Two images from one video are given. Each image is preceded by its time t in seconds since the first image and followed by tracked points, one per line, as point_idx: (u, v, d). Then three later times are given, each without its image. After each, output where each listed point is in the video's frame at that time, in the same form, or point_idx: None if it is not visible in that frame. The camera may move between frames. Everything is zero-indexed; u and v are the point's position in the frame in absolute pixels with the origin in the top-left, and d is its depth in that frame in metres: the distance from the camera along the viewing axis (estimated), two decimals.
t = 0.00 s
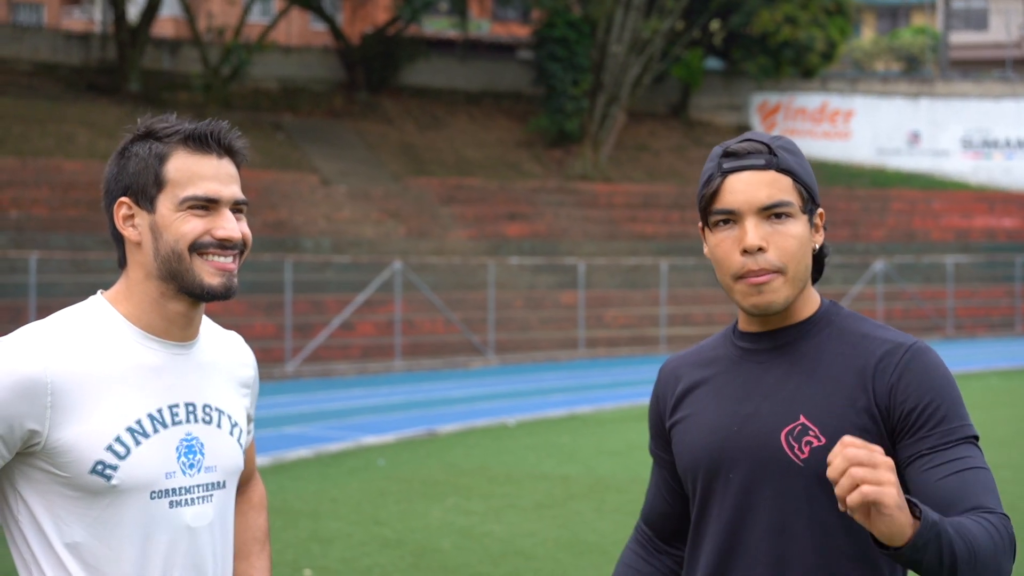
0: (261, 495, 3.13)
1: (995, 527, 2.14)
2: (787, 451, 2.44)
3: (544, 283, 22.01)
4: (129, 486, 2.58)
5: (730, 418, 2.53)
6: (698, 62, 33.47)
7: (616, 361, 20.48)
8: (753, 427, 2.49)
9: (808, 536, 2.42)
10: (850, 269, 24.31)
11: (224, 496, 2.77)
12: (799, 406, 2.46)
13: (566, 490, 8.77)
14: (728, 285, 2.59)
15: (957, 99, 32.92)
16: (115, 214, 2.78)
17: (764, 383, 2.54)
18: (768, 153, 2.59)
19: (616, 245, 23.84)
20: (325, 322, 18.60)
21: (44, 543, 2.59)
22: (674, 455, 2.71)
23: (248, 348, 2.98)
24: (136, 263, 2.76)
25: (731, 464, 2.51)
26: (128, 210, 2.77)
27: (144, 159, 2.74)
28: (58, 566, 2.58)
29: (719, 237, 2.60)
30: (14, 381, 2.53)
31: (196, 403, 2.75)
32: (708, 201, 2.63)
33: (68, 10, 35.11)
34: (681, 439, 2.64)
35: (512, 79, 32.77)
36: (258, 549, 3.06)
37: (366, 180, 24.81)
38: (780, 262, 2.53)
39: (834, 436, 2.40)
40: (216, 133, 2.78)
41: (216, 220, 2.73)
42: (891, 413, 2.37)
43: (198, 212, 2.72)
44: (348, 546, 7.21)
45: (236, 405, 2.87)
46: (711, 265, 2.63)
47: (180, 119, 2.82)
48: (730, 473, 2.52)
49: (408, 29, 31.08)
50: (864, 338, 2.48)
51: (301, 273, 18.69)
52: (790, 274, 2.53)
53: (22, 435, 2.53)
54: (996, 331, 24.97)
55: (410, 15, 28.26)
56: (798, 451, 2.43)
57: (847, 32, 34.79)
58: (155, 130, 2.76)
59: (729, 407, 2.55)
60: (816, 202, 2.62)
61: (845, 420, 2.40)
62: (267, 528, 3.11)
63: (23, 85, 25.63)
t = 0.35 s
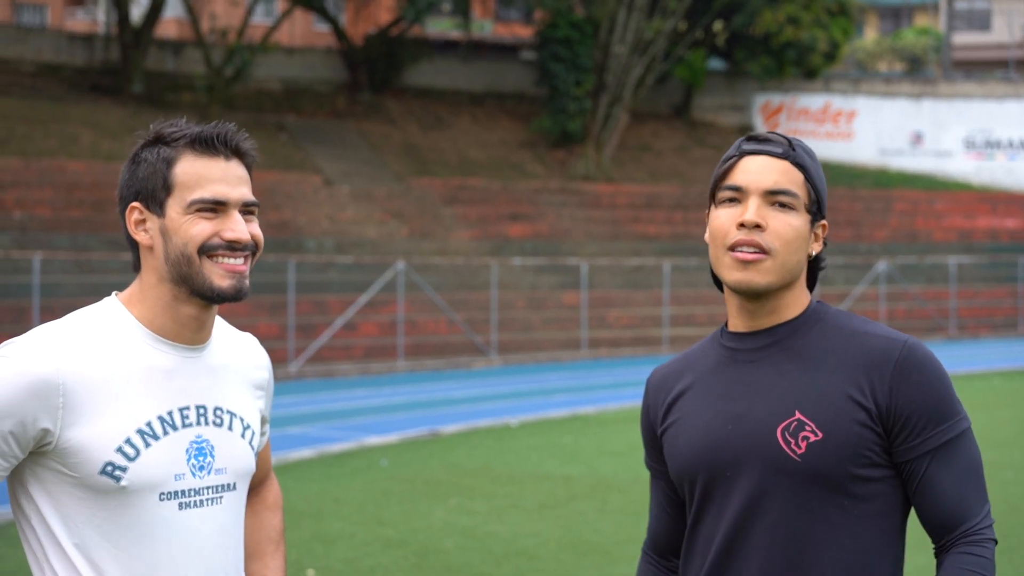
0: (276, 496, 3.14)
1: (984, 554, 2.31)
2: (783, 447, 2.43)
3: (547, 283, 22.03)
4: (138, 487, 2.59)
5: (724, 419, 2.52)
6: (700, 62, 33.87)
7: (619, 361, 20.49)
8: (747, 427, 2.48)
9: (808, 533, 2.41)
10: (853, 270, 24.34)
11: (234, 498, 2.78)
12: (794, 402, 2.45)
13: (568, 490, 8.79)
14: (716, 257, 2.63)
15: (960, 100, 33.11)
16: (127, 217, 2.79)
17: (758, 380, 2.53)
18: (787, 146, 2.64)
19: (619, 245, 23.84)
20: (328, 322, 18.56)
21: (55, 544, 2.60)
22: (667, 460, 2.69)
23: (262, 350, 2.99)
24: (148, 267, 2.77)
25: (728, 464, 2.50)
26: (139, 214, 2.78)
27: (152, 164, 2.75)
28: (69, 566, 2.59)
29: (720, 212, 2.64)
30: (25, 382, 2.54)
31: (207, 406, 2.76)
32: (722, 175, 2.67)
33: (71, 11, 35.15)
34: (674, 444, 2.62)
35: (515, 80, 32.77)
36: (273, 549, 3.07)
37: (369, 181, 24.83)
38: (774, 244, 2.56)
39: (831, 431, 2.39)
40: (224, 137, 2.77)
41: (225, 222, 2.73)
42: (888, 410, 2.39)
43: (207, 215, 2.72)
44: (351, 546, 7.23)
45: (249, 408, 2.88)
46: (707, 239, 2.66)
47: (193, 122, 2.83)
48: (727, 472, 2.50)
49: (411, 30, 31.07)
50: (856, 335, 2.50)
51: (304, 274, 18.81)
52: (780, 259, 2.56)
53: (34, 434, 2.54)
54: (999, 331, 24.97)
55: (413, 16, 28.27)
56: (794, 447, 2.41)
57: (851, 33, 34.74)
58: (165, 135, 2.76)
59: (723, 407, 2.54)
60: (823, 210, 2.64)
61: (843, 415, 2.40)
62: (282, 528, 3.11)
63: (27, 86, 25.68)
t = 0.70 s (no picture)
0: (288, 496, 3.15)
1: (982, 555, 2.29)
2: (794, 447, 2.39)
3: (548, 283, 22.03)
4: (149, 483, 2.60)
5: (733, 416, 2.47)
6: (701, 61, 33.72)
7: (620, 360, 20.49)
8: (758, 424, 2.43)
9: (812, 532, 2.38)
10: (854, 269, 24.37)
11: (245, 495, 2.78)
12: (806, 404, 2.41)
13: (570, 490, 8.78)
14: (736, 273, 2.55)
15: (961, 99, 33.13)
16: (135, 219, 2.80)
17: (769, 381, 2.48)
18: (806, 156, 2.55)
19: (620, 245, 23.85)
20: (330, 322, 18.56)
21: (63, 540, 2.60)
22: (667, 455, 2.63)
23: (274, 350, 2.99)
24: (157, 267, 2.77)
25: (734, 461, 2.45)
26: (147, 215, 2.78)
27: (160, 167, 2.76)
28: (77, 563, 2.59)
29: (738, 225, 2.56)
30: (36, 378, 2.55)
31: (218, 403, 2.76)
32: (738, 187, 2.58)
33: (72, 11, 35.14)
34: (677, 439, 2.56)
35: (516, 80, 32.76)
36: (283, 549, 3.07)
37: (370, 181, 24.84)
38: (794, 260, 2.49)
39: (843, 434, 2.36)
40: (232, 137, 2.77)
41: (231, 222, 2.73)
42: (898, 415, 2.37)
43: (213, 216, 2.73)
44: (353, 545, 7.23)
45: (262, 406, 2.88)
46: (724, 250, 2.59)
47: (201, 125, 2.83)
48: (732, 470, 2.45)
49: (412, 30, 31.05)
50: (866, 340, 2.47)
51: (305, 274, 18.82)
52: (801, 274, 2.50)
53: (46, 430, 2.55)
54: (1000, 331, 24.96)
55: (414, 16, 28.28)
56: (805, 447, 2.38)
57: (851, 33, 34.70)
58: (172, 136, 2.76)
59: (731, 404, 2.49)
60: (840, 218, 2.58)
61: (856, 418, 2.37)
62: (293, 528, 3.11)
63: (28, 86, 25.72)
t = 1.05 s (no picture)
0: (298, 494, 3.17)
1: (988, 560, 2.32)
2: (805, 453, 2.40)
3: (548, 283, 22.05)
4: (158, 479, 2.62)
5: (744, 421, 2.48)
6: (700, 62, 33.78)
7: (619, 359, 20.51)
8: (767, 430, 2.45)
9: (821, 537, 2.39)
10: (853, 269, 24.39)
11: (253, 492, 2.79)
12: (817, 410, 2.42)
13: (570, 489, 8.80)
14: (742, 287, 2.57)
15: (960, 99, 33.26)
16: (141, 219, 2.81)
17: (779, 385, 2.49)
18: (805, 165, 2.55)
19: (619, 245, 23.86)
20: (329, 322, 18.57)
21: (73, 538, 2.62)
22: (677, 456, 2.65)
23: (282, 347, 3.01)
24: (163, 266, 2.79)
25: (744, 465, 2.46)
26: (152, 215, 2.80)
27: (164, 166, 2.77)
28: (88, 561, 2.60)
29: (743, 237, 2.57)
30: (43, 377, 2.56)
31: (226, 400, 2.77)
32: (738, 201, 2.59)
33: (72, 11, 35.14)
34: (686, 442, 2.58)
35: (516, 80, 32.73)
36: (292, 546, 3.08)
37: (370, 180, 24.85)
38: (800, 271, 2.51)
39: (853, 440, 2.38)
40: (235, 135, 2.79)
41: (235, 220, 2.74)
42: (907, 421, 2.38)
43: (216, 213, 2.74)
44: (353, 545, 7.25)
45: (270, 403, 2.89)
46: (730, 261, 2.60)
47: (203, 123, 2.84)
48: (742, 474, 2.47)
49: (411, 30, 31.04)
50: (875, 345, 2.48)
51: (305, 274, 18.83)
52: (807, 284, 2.51)
53: (55, 429, 2.56)
54: (998, 331, 24.99)
55: (414, 15, 28.25)
56: (817, 453, 2.39)
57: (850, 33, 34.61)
58: (175, 135, 2.78)
59: (742, 409, 2.50)
60: (840, 218, 2.59)
61: (866, 425, 2.38)
62: (302, 526, 3.13)
63: (28, 86, 25.70)
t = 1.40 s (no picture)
0: (299, 494, 3.19)
1: (995, 544, 2.28)
2: (802, 443, 2.42)
3: (547, 283, 22.08)
4: (159, 479, 2.63)
5: (741, 415, 2.51)
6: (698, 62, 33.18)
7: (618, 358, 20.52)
8: (765, 422, 2.47)
9: (821, 526, 2.41)
10: (851, 269, 24.42)
11: (254, 491, 2.82)
12: (811, 402, 2.45)
13: (569, 488, 8.82)
14: (738, 272, 2.60)
15: (957, 100, 33.23)
16: (142, 217, 2.84)
17: (775, 378, 2.52)
18: (808, 157, 2.61)
19: (618, 245, 23.90)
20: (329, 322, 18.59)
21: (75, 538, 2.64)
22: (679, 454, 2.69)
23: (283, 348, 3.04)
24: (163, 264, 2.81)
25: (743, 459, 2.49)
26: (153, 214, 2.82)
27: (163, 165, 2.79)
28: (90, 562, 2.62)
29: (743, 226, 2.60)
30: (45, 376, 2.58)
31: (226, 400, 2.79)
32: (740, 190, 2.63)
33: (72, 11, 35.15)
34: (686, 439, 2.61)
35: (515, 80, 32.75)
36: (293, 546, 3.10)
37: (369, 180, 24.87)
38: (799, 259, 2.54)
39: (849, 429, 2.40)
40: (236, 134, 2.82)
41: (233, 219, 2.76)
42: (903, 406, 2.39)
43: (215, 212, 2.76)
44: (353, 543, 7.26)
45: (270, 403, 2.92)
46: (729, 251, 2.63)
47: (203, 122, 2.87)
48: (742, 468, 2.50)
49: (410, 30, 31.06)
50: (872, 336, 2.50)
51: (304, 274, 18.85)
52: (806, 273, 2.54)
53: (56, 428, 2.58)
54: (996, 330, 25.04)
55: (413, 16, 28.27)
56: (813, 443, 2.41)
57: (848, 34, 34.54)
58: (175, 134, 2.80)
59: (740, 404, 2.53)
60: (838, 216, 2.63)
61: (861, 413, 2.40)
62: (303, 526, 3.15)
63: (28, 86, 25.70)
